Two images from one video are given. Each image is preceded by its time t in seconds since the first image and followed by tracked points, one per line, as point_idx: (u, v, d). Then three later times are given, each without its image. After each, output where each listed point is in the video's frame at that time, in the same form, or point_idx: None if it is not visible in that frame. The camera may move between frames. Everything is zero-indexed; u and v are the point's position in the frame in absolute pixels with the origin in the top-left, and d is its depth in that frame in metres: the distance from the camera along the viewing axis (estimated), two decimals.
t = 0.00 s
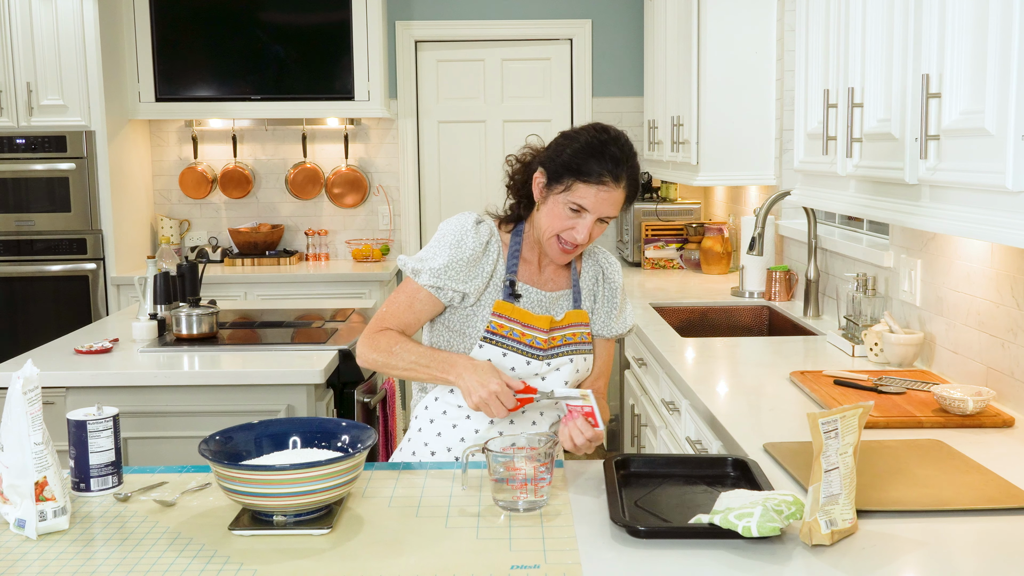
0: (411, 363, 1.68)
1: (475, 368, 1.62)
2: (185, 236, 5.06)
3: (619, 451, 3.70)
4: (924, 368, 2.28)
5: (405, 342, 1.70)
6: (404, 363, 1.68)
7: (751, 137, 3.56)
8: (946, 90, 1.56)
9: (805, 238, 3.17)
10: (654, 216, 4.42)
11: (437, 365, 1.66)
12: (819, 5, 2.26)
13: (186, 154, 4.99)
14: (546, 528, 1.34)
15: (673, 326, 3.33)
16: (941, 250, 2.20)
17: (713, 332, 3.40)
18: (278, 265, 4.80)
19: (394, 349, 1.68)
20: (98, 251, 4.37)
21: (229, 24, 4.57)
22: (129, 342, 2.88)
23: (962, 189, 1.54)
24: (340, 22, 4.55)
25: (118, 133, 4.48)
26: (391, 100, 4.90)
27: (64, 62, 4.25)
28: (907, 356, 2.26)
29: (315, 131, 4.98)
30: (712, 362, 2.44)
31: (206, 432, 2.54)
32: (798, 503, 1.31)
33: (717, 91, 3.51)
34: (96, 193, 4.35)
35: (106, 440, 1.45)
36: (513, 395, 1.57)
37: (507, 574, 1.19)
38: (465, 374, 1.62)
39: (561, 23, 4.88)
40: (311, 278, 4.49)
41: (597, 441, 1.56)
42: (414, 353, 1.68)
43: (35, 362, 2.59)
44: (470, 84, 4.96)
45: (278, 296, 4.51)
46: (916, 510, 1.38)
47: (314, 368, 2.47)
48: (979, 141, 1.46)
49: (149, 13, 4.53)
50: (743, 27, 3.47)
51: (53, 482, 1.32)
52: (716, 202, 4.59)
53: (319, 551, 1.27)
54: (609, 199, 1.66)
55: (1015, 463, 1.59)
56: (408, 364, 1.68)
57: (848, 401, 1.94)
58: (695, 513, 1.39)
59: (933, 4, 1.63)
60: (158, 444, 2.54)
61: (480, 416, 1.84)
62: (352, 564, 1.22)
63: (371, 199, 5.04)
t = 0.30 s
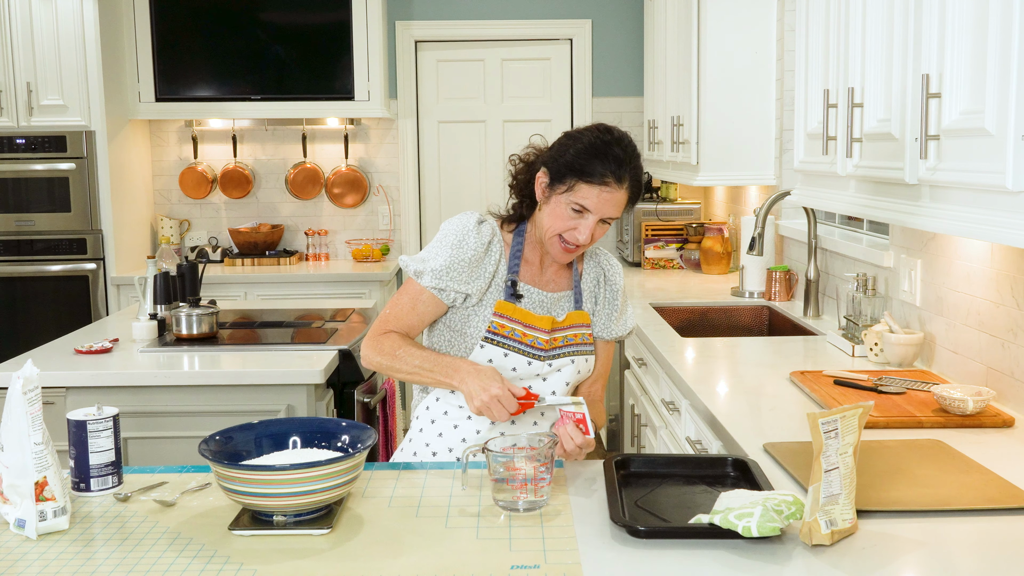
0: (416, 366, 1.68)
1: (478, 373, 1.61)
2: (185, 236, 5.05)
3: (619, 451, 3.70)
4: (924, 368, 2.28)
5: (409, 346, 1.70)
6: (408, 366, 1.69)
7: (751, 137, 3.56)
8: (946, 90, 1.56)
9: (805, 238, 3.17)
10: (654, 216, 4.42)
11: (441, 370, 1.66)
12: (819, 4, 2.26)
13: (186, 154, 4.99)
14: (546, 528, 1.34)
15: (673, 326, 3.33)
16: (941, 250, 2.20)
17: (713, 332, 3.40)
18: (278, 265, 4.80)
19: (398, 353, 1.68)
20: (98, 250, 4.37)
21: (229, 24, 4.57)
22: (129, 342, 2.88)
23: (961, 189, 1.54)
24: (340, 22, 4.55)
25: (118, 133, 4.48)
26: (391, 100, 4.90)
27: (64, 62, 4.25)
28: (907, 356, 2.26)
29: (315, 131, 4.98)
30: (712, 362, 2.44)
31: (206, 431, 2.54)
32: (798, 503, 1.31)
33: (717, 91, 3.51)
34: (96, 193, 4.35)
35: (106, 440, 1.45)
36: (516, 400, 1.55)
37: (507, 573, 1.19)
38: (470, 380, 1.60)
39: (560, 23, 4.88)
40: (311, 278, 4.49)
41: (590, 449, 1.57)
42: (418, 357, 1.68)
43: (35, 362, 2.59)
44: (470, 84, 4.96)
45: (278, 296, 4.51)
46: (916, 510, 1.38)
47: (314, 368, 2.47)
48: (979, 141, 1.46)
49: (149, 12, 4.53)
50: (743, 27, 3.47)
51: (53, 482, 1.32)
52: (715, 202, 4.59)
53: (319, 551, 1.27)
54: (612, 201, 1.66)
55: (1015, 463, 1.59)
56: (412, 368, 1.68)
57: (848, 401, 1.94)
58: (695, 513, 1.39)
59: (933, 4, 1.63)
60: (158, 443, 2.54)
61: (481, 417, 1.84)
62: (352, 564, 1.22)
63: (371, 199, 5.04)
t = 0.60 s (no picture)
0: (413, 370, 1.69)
1: (475, 377, 1.61)
2: (185, 236, 5.05)
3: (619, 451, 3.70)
4: (924, 368, 2.28)
5: (408, 349, 1.70)
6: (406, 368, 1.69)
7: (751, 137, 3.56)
8: (946, 90, 1.56)
9: (805, 238, 3.17)
10: (654, 216, 4.42)
11: (439, 373, 1.67)
12: (819, 4, 2.26)
13: (186, 154, 4.99)
14: (546, 528, 1.34)
15: (672, 326, 3.33)
16: (941, 250, 2.20)
17: (713, 332, 3.40)
18: (278, 265, 4.80)
19: (398, 356, 1.69)
20: (98, 251, 4.37)
21: (229, 24, 4.57)
22: (130, 342, 2.88)
23: (961, 189, 1.54)
24: (340, 22, 4.55)
25: (118, 133, 4.48)
26: (391, 100, 4.90)
27: (64, 62, 4.25)
28: (907, 356, 2.26)
29: (315, 131, 4.98)
30: (712, 362, 2.44)
31: (206, 431, 2.54)
32: (798, 503, 1.30)
33: (717, 91, 3.51)
34: (96, 193, 4.35)
35: (106, 440, 1.45)
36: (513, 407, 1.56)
37: (507, 573, 1.19)
38: (465, 384, 1.61)
39: (561, 23, 4.88)
40: (311, 278, 4.49)
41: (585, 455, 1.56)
42: (417, 360, 1.69)
43: (35, 362, 2.59)
44: (470, 84, 4.96)
45: (278, 296, 4.51)
46: (916, 510, 1.38)
47: (314, 368, 2.47)
48: (980, 141, 1.45)
49: (149, 12, 4.53)
50: (743, 26, 3.47)
51: (53, 482, 1.32)
52: (715, 202, 4.59)
53: (319, 551, 1.27)
54: (609, 199, 1.66)
55: (1015, 463, 1.59)
56: (411, 370, 1.69)
57: (848, 401, 1.94)
58: (695, 513, 1.39)
59: (933, 4, 1.63)
60: (158, 443, 2.54)
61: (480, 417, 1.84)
62: (352, 564, 1.22)
63: (371, 199, 5.04)
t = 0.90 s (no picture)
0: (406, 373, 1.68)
1: (465, 383, 1.59)
2: (185, 236, 5.05)
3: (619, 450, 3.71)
4: (924, 368, 2.28)
5: (402, 352, 1.70)
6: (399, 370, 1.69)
7: (751, 137, 3.55)
8: (946, 90, 1.56)
9: (805, 238, 3.17)
10: (654, 216, 4.42)
11: (429, 376, 1.65)
12: (819, 5, 2.26)
13: (186, 154, 4.99)
14: (546, 528, 1.34)
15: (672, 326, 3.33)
16: (941, 250, 2.20)
17: (713, 332, 3.40)
18: (278, 264, 4.80)
19: (391, 358, 1.69)
20: (98, 251, 4.37)
21: (229, 24, 4.57)
22: (130, 342, 2.88)
23: (961, 189, 1.54)
24: (340, 22, 4.55)
25: (118, 133, 4.48)
26: (391, 100, 4.90)
27: (64, 62, 4.25)
28: (907, 356, 2.26)
29: (315, 131, 4.98)
30: (712, 362, 2.44)
31: (206, 431, 2.54)
32: (798, 503, 1.30)
33: (717, 91, 3.51)
34: (96, 193, 4.35)
35: (106, 440, 1.45)
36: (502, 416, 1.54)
37: (507, 573, 1.19)
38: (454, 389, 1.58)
39: (560, 23, 4.88)
40: (311, 278, 4.49)
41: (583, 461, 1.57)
42: (409, 363, 1.68)
43: (35, 362, 2.59)
44: (470, 84, 4.96)
45: (278, 296, 4.51)
46: (917, 510, 1.38)
47: (314, 368, 2.47)
48: (980, 141, 1.45)
49: (149, 12, 4.53)
50: (743, 27, 3.47)
51: (53, 481, 1.32)
52: (716, 202, 4.59)
53: (319, 551, 1.27)
54: (604, 198, 1.66)
55: (1015, 463, 1.59)
56: (403, 373, 1.68)
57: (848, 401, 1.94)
58: (695, 513, 1.39)
59: (933, 3, 1.63)
60: (158, 443, 2.54)
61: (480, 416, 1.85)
62: (352, 564, 1.22)
63: (371, 199, 5.04)
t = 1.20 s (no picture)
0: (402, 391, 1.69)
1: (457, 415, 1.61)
2: (185, 236, 5.05)
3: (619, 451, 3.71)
4: (924, 368, 2.28)
5: (399, 367, 1.71)
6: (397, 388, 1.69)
7: (750, 137, 3.55)
8: (945, 90, 1.57)
9: (805, 238, 3.17)
10: (654, 216, 4.42)
11: (424, 401, 1.66)
12: (819, 4, 2.26)
13: (186, 154, 4.99)
14: (546, 528, 1.34)
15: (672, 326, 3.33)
16: (941, 250, 2.20)
17: (713, 332, 3.40)
18: (278, 265, 4.80)
19: (389, 374, 1.69)
20: (98, 251, 4.37)
21: (228, 24, 4.57)
22: (130, 342, 2.88)
23: (961, 189, 1.54)
24: (340, 22, 4.55)
25: (118, 133, 4.48)
26: (391, 100, 4.90)
27: (64, 62, 4.25)
28: (907, 356, 2.26)
29: (315, 131, 4.98)
30: (712, 362, 2.44)
31: (206, 432, 2.54)
32: (798, 503, 1.30)
33: (716, 91, 3.51)
34: (96, 193, 4.35)
35: (106, 440, 1.45)
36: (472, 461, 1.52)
37: (507, 574, 1.19)
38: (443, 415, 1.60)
39: (560, 23, 4.88)
40: (311, 278, 4.49)
41: (583, 431, 1.56)
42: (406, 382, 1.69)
43: (35, 362, 2.59)
44: (470, 84, 4.96)
45: (278, 296, 4.51)
46: (917, 510, 1.38)
47: (314, 368, 2.47)
48: (980, 141, 1.45)
49: (149, 12, 4.53)
50: (742, 27, 3.47)
51: (52, 482, 1.32)
52: (715, 202, 4.59)
53: (319, 551, 1.26)
54: (583, 190, 1.65)
55: (1016, 463, 1.59)
56: (399, 391, 1.69)
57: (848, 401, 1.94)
58: (695, 513, 1.39)
59: (933, 3, 1.63)
60: (158, 444, 2.54)
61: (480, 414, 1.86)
62: (352, 564, 1.22)
63: (371, 199, 5.04)
